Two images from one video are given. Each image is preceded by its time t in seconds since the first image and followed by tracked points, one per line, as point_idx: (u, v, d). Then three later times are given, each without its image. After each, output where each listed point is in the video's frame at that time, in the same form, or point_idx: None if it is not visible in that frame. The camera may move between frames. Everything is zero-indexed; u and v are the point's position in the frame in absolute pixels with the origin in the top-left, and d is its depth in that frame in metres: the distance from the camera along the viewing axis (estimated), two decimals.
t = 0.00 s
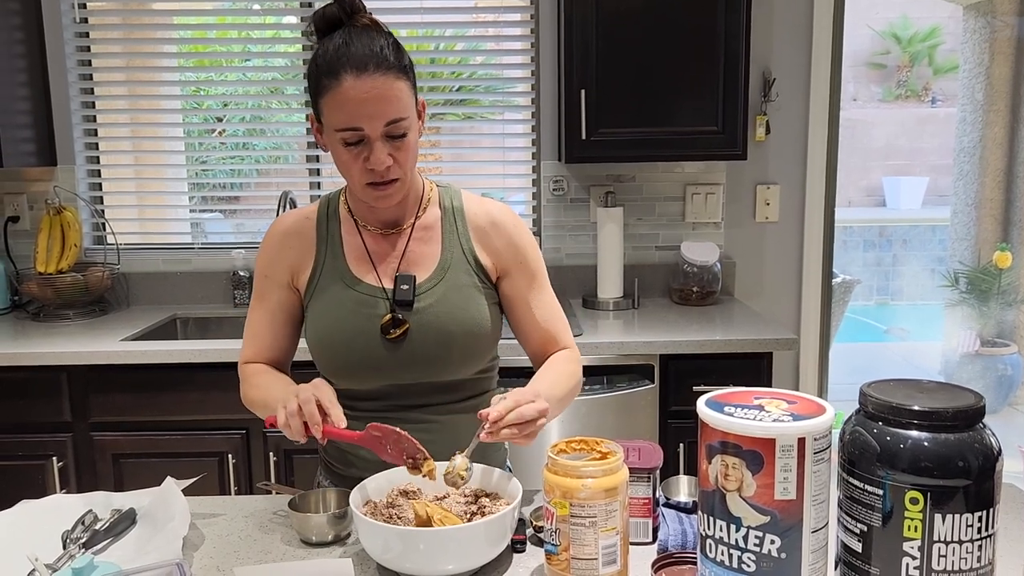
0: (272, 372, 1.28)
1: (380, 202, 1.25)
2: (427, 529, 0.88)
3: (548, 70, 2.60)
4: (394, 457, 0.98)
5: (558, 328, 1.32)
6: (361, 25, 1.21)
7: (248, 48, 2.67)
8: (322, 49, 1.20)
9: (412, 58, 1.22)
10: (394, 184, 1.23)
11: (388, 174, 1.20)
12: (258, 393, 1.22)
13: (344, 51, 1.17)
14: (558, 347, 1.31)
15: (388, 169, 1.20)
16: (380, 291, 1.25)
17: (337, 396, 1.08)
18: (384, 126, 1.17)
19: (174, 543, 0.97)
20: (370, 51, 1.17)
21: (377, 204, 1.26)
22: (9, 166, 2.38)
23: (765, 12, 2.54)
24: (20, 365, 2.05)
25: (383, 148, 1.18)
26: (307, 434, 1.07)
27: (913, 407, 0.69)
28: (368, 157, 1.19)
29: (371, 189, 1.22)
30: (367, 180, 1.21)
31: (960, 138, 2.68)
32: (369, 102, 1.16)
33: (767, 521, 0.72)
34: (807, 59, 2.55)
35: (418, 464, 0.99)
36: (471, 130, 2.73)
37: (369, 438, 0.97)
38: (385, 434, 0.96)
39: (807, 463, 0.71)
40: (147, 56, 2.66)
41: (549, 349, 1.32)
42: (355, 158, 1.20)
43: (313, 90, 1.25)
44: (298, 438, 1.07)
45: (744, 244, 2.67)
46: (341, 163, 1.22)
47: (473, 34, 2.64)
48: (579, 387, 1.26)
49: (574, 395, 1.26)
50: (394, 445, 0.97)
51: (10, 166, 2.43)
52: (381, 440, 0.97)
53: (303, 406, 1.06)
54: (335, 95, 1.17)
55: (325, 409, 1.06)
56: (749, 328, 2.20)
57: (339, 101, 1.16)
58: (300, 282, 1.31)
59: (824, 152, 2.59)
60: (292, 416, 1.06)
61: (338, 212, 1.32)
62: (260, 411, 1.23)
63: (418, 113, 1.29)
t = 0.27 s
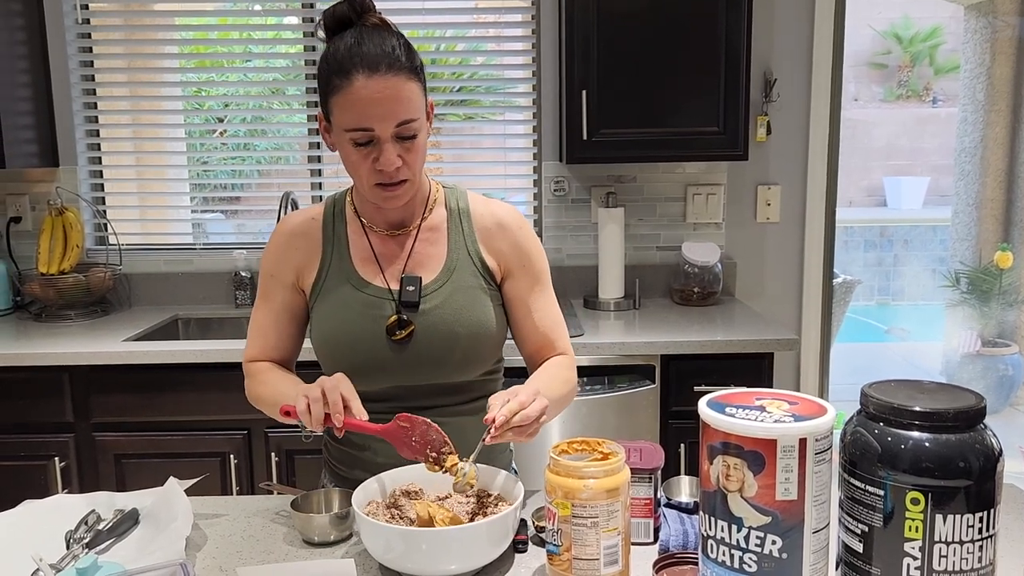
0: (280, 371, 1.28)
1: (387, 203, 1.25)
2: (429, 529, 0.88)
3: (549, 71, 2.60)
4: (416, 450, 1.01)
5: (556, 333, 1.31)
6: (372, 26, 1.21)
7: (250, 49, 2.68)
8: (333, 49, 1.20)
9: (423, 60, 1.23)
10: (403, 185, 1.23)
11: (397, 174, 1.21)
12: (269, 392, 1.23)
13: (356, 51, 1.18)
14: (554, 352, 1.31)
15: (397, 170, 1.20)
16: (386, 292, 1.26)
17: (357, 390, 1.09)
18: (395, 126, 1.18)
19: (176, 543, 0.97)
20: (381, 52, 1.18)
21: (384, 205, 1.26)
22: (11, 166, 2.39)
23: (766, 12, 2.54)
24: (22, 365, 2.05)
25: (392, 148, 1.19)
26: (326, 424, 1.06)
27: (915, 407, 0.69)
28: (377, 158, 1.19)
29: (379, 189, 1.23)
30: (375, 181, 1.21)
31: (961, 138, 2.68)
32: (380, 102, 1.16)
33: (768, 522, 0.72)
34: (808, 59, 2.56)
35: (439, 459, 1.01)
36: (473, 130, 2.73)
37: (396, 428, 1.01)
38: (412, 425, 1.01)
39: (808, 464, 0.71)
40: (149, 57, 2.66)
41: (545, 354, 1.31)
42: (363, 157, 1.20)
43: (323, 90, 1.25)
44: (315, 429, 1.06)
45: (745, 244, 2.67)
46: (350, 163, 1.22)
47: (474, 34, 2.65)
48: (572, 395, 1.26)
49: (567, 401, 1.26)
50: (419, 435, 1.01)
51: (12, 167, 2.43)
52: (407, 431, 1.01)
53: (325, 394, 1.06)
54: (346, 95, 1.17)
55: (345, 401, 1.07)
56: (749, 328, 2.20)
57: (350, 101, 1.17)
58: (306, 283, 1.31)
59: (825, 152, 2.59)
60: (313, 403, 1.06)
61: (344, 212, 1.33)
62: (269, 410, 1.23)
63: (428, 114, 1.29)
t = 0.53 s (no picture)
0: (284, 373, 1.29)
1: (392, 203, 1.25)
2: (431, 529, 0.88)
3: (550, 71, 2.61)
4: (431, 458, 0.99)
5: (556, 336, 1.31)
6: (376, 26, 1.22)
7: (251, 49, 2.68)
8: (338, 48, 1.21)
9: (427, 59, 1.23)
10: (407, 185, 1.23)
11: (401, 174, 1.21)
12: (274, 393, 1.23)
13: (361, 51, 1.18)
14: (552, 355, 1.31)
15: (402, 170, 1.20)
16: (391, 293, 1.26)
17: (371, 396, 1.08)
18: (399, 126, 1.18)
19: (178, 543, 0.97)
20: (386, 51, 1.18)
21: (389, 205, 1.26)
22: (13, 166, 2.39)
23: (767, 11, 2.54)
24: (24, 365, 2.05)
25: (397, 148, 1.19)
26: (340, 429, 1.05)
27: (915, 408, 0.70)
28: (382, 157, 1.19)
29: (384, 189, 1.23)
30: (380, 181, 1.21)
31: (962, 138, 2.68)
32: (384, 101, 1.16)
33: (769, 522, 0.72)
34: (809, 59, 2.56)
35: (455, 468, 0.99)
36: (474, 130, 2.74)
37: (412, 435, 0.98)
38: (429, 431, 0.99)
39: (809, 464, 0.71)
40: (150, 57, 2.66)
41: (543, 356, 1.31)
42: (368, 157, 1.20)
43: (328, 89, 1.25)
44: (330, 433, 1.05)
45: (746, 244, 2.67)
46: (354, 163, 1.22)
47: (475, 35, 2.65)
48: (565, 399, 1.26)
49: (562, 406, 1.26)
50: (436, 442, 0.99)
51: (14, 167, 2.44)
52: (424, 438, 0.99)
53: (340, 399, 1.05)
54: (350, 94, 1.17)
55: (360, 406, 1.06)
56: (750, 328, 2.20)
57: (355, 100, 1.17)
58: (313, 284, 1.32)
59: (826, 152, 2.59)
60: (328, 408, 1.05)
61: (349, 213, 1.33)
62: (274, 412, 1.23)
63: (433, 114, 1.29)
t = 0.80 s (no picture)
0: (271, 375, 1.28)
1: (397, 203, 1.25)
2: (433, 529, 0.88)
3: (552, 72, 2.61)
4: (428, 465, 0.98)
5: (559, 337, 1.30)
6: (382, 25, 1.22)
7: (252, 49, 2.68)
8: (344, 47, 1.21)
9: (434, 59, 1.23)
10: (412, 185, 1.23)
11: (406, 174, 1.21)
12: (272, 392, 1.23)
13: (366, 50, 1.18)
14: (554, 355, 1.31)
15: (406, 169, 1.20)
16: (395, 294, 1.26)
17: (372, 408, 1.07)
18: (405, 125, 1.18)
19: (180, 543, 0.97)
20: (392, 50, 1.18)
21: (394, 205, 1.26)
22: (15, 166, 2.39)
23: (768, 11, 2.54)
24: (25, 365, 2.06)
25: (402, 148, 1.19)
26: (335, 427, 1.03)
27: (917, 408, 0.69)
28: (386, 156, 1.19)
29: (388, 188, 1.23)
30: (384, 180, 1.21)
31: (964, 138, 2.68)
32: (390, 100, 1.16)
33: (771, 523, 0.72)
34: (810, 59, 2.55)
35: (450, 481, 0.97)
36: (475, 130, 2.74)
37: (420, 440, 0.99)
38: (438, 441, 1.00)
39: (811, 464, 0.71)
40: (152, 57, 2.66)
41: (545, 357, 1.31)
42: (373, 156, 1.20)
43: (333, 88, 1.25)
44: (324, 428, 1.03)
45: (748, 244, 2.67)
46: (359, 162, 1.22)
47: (476, 35, 2.65)
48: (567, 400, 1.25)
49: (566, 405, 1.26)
50: (442, 450, 0.98)
51: (16, 167, 2.44)
52: (431, 443, 0.99)
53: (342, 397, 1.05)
54: (356, 92, 1.17)
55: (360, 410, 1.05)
56: (752, 329, 2.20)
57: (360, 99, 1.17)
58: (318, 283, 1.33)
59: (828, 152, 2.58)
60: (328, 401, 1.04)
61: (355, 214, 1.33)
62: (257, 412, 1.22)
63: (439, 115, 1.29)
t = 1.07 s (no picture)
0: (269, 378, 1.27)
1: (401, 200, 1.25)
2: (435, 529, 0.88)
3: (553, 71, 2.60)
4: (421, 449, 0.97)
5: (563, 335, 1.31)
6: (390, 24, 1.22)
7: (253, 48, 2.68)
8: (351, 44, 1.21)
9: (440, 59, 1.24)
10: (416, 182, 1.23)
11: (410, 171, 1.21)
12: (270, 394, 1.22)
13: (374, 47, 1.18)
14: (558, 354, 1.31)
15: (411, 167, 1.20)
16: (398, 293, 1.26)
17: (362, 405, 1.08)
18: (410, 122, 1.18)
19: (181, 543, 0.97)
20: (399, 48, 1.18)
21: (397, 203, 1.26)
22: (16, 165, 2.39)
23: (770, 11, 2.54)
24: (26, 365, 2.06)
25: (406, 145, 1.19)
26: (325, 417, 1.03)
27: (920, 408, 0.69)
28: (391, 153, 1.19)
29: (392, 185, 1.23)
30: (388, 177, 1.21)
31: (966, 138, 2.68)
32: (395, 97, 1.16)
33: (773, 523, 0.72)
34: (812, 58, 2.55)
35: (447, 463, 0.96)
36: (476, 130, 2.73)
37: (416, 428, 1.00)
38: (434, 433, 1.01)
39: (813, 464, 0.71)
40: (153, 57, 2.66)
41: (549, 355, 1.31)
42: (377, 153, 1.20)
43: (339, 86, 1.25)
44: (314, 415, 1.03)
45: (749, 244, 2.66)
46: (363, 159, 1.22)
47: (477, 34, 2.65)
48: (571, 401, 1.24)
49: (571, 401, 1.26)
50: (437, 439, 0.99)
51: (16, 166, 2.44)
52: (427, 433, 1.00)
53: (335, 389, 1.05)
54: (362, 89, 1.17)
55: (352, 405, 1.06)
56: (753, 328, 2.21)
57: (366, 95, 1.17)
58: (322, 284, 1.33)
59: (829, 152, 2.58)
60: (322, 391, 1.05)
61: (358, 213, 1.33)
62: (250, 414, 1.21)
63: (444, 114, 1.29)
